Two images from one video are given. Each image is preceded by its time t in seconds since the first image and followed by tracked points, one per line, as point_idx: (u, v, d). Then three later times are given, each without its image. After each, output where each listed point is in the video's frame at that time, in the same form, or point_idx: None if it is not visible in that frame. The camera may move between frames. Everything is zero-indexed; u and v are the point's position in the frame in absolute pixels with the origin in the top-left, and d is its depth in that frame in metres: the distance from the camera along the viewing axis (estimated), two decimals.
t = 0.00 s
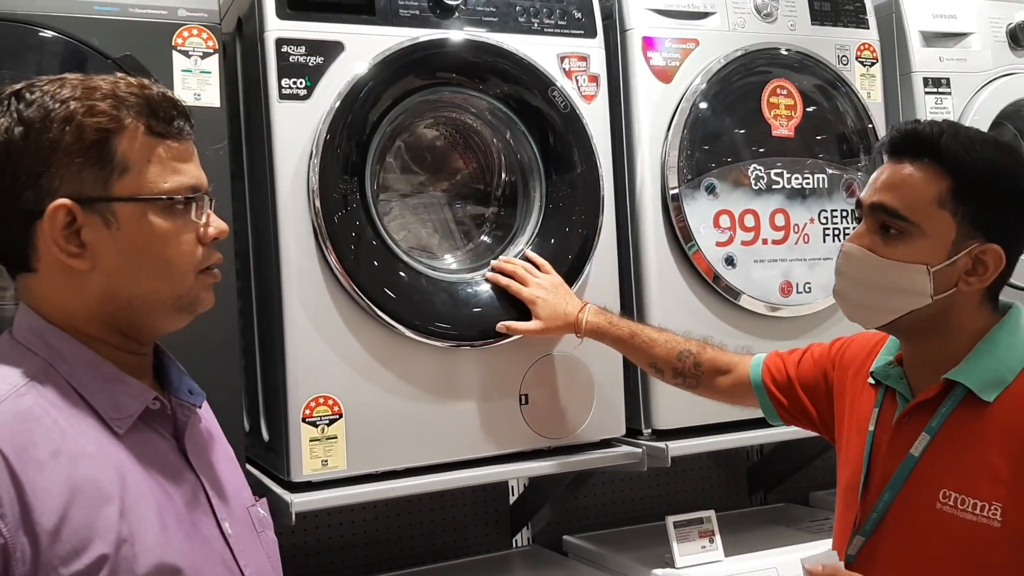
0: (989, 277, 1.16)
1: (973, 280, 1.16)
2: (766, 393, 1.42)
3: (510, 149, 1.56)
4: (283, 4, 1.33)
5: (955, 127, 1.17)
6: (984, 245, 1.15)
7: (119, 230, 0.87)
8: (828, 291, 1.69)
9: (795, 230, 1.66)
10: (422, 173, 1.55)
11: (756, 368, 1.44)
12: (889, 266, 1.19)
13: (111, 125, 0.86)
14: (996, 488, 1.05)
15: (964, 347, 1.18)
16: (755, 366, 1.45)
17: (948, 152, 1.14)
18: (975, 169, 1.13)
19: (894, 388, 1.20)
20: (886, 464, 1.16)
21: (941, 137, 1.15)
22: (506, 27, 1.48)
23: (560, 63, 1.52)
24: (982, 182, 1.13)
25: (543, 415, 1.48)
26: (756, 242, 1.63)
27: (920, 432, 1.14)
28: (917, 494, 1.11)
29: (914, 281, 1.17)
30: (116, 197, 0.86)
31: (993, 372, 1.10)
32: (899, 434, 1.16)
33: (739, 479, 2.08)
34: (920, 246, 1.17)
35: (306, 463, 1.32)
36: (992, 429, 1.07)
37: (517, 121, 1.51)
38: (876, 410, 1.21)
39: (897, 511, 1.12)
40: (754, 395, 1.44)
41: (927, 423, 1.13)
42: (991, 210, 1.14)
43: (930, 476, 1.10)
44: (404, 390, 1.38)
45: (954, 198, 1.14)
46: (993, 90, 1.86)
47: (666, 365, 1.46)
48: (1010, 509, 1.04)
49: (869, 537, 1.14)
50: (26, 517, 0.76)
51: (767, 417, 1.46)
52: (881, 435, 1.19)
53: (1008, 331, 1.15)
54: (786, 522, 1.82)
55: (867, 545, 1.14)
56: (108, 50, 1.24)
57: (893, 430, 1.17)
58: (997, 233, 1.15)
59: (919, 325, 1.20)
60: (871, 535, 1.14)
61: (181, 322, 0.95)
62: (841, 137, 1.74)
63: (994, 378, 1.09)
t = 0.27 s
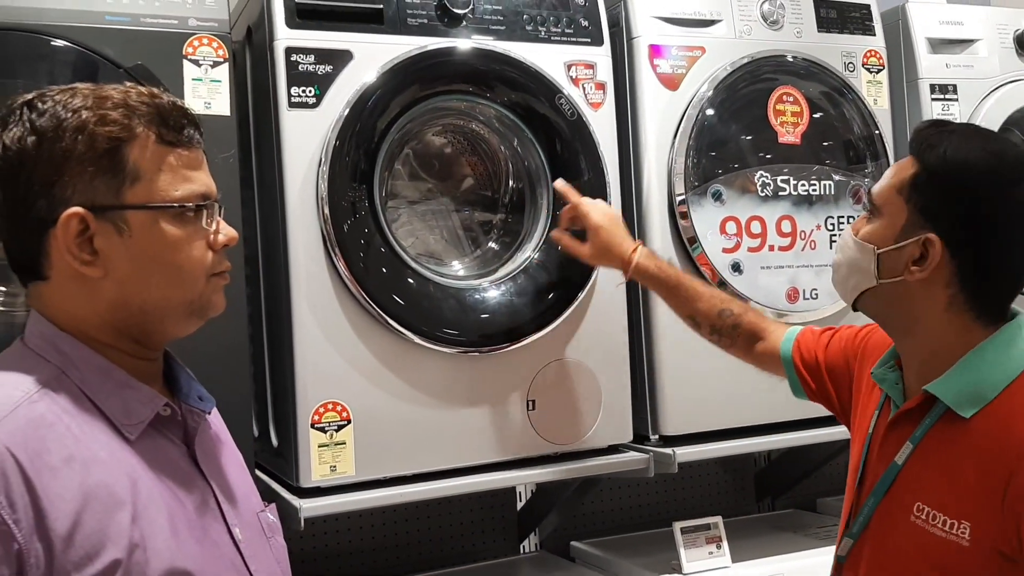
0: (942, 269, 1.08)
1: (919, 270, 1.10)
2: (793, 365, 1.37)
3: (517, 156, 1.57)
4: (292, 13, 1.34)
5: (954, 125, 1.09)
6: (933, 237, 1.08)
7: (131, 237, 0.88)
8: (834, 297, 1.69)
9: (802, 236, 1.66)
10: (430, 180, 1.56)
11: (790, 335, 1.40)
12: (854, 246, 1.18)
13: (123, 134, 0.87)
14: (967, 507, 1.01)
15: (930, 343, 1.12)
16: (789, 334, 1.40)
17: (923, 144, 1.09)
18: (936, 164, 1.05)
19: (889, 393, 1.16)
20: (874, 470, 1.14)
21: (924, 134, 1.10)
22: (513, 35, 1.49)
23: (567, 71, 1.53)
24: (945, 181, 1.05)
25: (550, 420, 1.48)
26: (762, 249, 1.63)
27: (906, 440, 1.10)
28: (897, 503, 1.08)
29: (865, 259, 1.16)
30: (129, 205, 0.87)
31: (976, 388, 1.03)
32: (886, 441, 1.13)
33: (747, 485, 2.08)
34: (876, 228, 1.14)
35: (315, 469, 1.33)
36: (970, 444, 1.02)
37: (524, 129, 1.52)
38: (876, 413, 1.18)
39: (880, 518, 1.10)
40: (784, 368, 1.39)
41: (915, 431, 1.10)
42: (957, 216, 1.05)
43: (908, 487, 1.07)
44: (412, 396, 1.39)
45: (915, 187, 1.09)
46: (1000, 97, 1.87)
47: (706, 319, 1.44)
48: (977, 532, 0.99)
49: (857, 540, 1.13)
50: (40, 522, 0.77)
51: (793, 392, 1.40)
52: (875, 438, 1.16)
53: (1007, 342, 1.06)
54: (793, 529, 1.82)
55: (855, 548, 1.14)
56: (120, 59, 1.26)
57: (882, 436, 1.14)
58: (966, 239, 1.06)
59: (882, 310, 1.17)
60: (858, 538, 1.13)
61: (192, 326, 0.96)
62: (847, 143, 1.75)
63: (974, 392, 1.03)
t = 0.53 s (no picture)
0: (923, 294, 1.04)
1: (900, 302, 1.05)
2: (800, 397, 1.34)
3: (526, 165, 1.57)
4: (303, 24, 1.35)
5: (863, 144, 1.08)
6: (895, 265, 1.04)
7: (149, 248, 0.88)
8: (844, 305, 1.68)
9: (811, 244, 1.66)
10: (440, 189, 1.57)
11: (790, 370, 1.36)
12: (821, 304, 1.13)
13: (144, 146, 0.87)
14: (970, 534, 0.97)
15: (930, 372, 1.07)
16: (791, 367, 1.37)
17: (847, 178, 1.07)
18: (872, 187, 1.03)
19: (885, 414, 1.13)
20: (877, 495, 1.10)
21: (840, 163, 1.08)
22: (522, 44, 1.50)
23: (575, 79, 1.53)
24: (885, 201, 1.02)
25: (559, 428, 1.48)
26: (772, 256, 1.63)
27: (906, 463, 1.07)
28: (901, 529, 1.05)
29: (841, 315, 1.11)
30: (148, 215, 0.88)
31: (972, 409, 1.00)
32: (886, 466, 1.10)
33: (756, 493, 2.08)
34: (838, 281, 1.10)
35: (325, 477, 1.33)
36: (969, 469, 0.98)
37: (533, 137, 1.53)
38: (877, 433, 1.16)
39: (885, 546, 1.07)
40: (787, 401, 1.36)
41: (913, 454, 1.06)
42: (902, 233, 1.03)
43: (910, 513, 1.04)
44: (422, 405, 1.39)
45: (854, 222, 1.06)
46: (1009, 105, 1.86)
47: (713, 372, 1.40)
48: (981, 561, 0.95)
49: (863, 569, 1.10)
50: (55, 532, 0.77)
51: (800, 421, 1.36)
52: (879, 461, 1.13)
53: (1001, 354, 1.03)
54: (804, 537, 1.81)
55: None
56: (132, 69, 1.27)
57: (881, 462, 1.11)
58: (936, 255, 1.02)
59: (873, 357, 1.12)
60: (864, 567, 1.10)
61: (210, 333, 0.97)
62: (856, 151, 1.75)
63: (971, 415, 1.00)
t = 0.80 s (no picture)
0: (840, 307, 1.00)
1: (818, 319, 1.01)
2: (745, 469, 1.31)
3: (530, 167, 1.57)
4: (305, 27, 1.35)
5: (762, 152, 1.03)
6: (809, 280, 1.00)
7: (221, 260, 0.91)
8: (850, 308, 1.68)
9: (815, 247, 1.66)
10: (444, 192, 1.56)
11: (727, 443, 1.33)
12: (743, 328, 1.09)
13: (222, 163, 0.91)
14: (953, 559, 0.92)
15: (863, 387, 1.04)
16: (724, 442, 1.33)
17: (744, 198, 1.02)
18: (776, 204, 0.98)
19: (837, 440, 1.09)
20: (850, 527, 1.06)
21: (741, 176, 1.03)
22: (525, 46, 1.50)
23: (579, 81, 1.53)
24: (794, 217, 0.98)
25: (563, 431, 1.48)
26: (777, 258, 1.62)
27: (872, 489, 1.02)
28: (881, 562, 1.00)
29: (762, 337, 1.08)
30: (225, 231, 0.91)
31: (929, 421, 0.96)
32: (854, 496, 1.05)
33: (761, 496, 2.07)
34: (751, 302, 1.06)
35: (329, 480, 1.33)
36: (940, 490, 0.94)
37: (538, 140, 1.52)
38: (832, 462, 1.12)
39: None
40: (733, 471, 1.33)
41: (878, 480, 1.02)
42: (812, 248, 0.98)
43: (888, 544, 0.99)
44: (425, 408, 1.39)
45: (760, 240, 1.01)
46: (1015, 106, 1.86)
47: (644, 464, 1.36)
48: None
49: None
50: (60, 536, 0.77)
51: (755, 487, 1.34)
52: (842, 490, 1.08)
53: (949, 357, 0.99)
54: (809, 540, 1.80)
55: None
56: (135, 73, 1.27)
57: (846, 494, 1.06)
58: (860, 260, 0.96)
59: (806, 376, 1.08)
60: None
61: (222, 341, 0.99)
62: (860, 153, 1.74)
63: (931, 428, 0.95)
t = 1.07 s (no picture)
0: (685, 298, 0.99)
1: (667, 312, 1.01)
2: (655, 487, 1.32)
3: (535, 150, 1.56)
4: (308, 7, 1.33)
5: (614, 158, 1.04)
6: (656, 275, 0.99)
7: (240, 250, 0.91)
8: (857, 290, 1.67)
9: (823, 229, 1.65)
10: (447, 176, 1.55)
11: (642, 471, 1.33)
12: (608, 326, 1.09)
13: (253, 158, 0.91)
14: (818, 538, 0.93)
15: (732, 379, 1.03)
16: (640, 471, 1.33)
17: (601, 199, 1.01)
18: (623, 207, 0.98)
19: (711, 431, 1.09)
20: (724, 514, 1.06)
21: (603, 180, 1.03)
22: (530, 27, 1.48)
23: (585, 62, 1.51)
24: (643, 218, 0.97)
25: (571, 416, 1.47)
26: (785, 241, 1.61)
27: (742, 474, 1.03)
28: (752, 545, 1.00)
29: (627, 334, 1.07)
30: (247, 222, 0.91)
31: (789, 407, 0.96)
32: (729, 483, 1.05)
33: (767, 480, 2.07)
34: (610, 300, 1.06)
35: (335, 467, 1.31)
36: (803, 471, 0.95)
37: (543, 121, 1.51)
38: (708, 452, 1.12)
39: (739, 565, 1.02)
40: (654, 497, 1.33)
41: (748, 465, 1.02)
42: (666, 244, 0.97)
43: (757, 528, 1.00)
44: (433, 392, 1.38)
45: (612, 238, 1.01)
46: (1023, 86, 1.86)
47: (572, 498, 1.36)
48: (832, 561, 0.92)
49: None
50: (73, 521, 0.76)
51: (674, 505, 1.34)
52: (712, 477, 1.09)
53: (807, 344, 0.99)
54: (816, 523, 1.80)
55: None
56: (135, 55, 1.24)
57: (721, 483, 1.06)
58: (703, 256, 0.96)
59: (668, 370, 1.07)
60: None
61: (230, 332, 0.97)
62: (867, 134, 1.73)
63: (789, 411, 0.96)
